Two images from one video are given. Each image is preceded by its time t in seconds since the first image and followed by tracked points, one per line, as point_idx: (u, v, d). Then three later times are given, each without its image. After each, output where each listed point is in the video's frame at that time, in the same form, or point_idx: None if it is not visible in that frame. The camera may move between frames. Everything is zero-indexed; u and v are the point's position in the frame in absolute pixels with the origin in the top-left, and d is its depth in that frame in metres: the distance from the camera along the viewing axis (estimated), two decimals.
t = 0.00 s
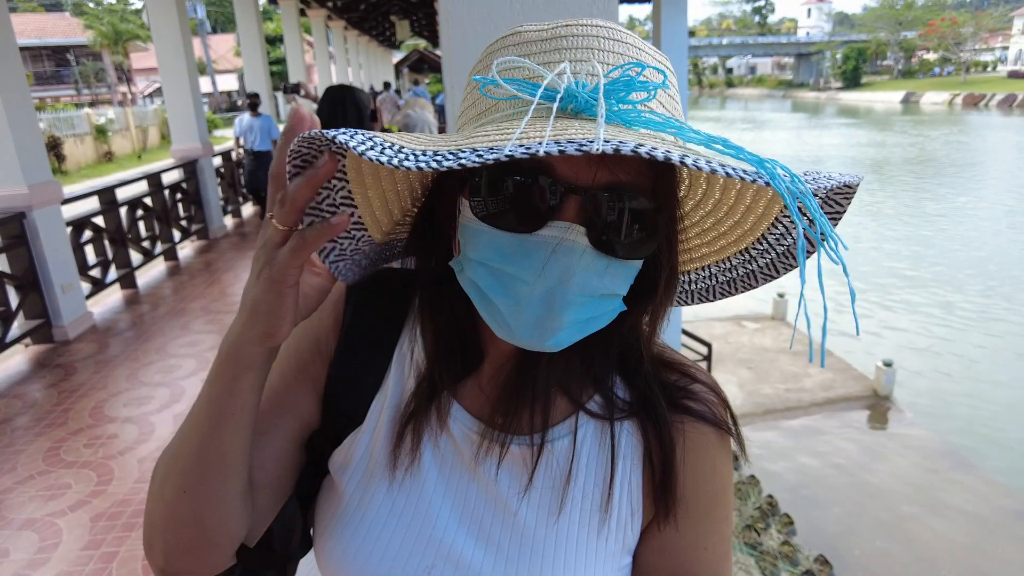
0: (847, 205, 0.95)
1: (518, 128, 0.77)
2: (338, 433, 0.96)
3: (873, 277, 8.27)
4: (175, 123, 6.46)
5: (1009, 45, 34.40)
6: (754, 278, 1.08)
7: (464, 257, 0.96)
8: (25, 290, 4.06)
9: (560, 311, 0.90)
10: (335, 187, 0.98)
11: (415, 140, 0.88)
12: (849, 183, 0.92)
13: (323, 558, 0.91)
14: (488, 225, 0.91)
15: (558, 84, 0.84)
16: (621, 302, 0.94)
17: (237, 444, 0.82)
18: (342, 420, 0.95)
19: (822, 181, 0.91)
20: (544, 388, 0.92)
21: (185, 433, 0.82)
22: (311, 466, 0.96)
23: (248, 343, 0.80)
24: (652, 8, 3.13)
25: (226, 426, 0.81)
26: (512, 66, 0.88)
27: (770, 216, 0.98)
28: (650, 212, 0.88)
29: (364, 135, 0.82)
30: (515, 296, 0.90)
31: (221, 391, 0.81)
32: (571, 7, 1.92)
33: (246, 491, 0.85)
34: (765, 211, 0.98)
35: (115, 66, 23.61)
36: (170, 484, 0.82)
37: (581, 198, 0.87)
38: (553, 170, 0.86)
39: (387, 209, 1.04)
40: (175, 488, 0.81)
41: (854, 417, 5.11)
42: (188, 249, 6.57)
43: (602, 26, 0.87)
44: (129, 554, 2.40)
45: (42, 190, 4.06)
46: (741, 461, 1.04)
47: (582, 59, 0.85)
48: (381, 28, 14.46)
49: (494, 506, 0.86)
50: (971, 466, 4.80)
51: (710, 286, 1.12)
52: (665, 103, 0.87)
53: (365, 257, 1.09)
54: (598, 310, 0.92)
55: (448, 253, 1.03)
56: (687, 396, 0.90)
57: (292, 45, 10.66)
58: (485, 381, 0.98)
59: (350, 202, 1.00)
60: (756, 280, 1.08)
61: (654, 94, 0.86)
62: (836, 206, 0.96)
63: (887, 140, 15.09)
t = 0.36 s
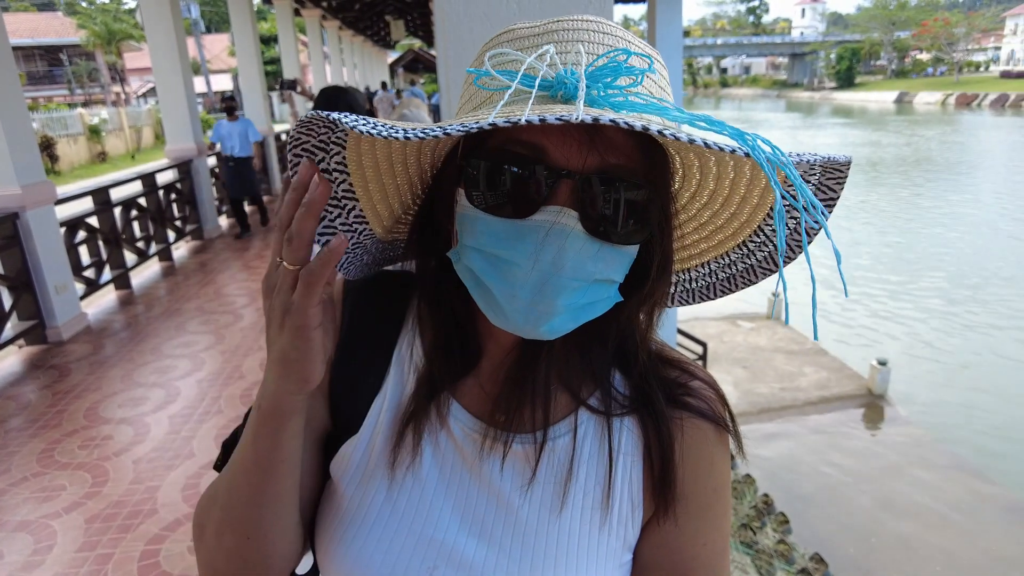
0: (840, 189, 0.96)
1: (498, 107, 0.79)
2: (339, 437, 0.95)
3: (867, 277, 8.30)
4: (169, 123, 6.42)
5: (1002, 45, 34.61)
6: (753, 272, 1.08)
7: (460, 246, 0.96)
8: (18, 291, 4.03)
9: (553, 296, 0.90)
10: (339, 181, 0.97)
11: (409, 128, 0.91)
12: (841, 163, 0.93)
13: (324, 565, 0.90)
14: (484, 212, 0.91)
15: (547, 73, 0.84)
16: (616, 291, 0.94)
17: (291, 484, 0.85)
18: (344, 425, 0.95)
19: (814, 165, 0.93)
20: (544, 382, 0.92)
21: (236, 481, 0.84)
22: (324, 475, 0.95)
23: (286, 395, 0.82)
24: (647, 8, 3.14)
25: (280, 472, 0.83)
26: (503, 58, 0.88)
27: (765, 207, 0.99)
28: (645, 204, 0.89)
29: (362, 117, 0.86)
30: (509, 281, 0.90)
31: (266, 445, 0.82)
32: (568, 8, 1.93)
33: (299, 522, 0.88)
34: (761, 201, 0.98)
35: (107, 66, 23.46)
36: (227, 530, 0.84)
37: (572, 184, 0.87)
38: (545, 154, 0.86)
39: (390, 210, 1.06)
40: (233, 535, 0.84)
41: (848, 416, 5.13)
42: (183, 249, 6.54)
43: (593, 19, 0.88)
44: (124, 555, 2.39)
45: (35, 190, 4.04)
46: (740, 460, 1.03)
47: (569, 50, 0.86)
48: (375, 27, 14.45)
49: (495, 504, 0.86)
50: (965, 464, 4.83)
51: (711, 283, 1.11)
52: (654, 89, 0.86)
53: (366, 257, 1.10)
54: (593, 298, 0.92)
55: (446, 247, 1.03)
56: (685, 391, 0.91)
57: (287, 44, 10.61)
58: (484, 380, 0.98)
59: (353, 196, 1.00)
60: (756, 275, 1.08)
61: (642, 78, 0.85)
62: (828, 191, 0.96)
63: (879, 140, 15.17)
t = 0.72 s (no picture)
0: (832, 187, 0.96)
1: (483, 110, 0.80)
2: (340, 437, 0.96)
3: (863, 276, 8.33)
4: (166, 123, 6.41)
5: (998, 45, 34.73)
6: (749, 271, 1.08)
7: (455, 246, 0.97)
8: (14, 292, 4.03)
9: (546, 295, 0.90)
10: (343, 191, 0.99)
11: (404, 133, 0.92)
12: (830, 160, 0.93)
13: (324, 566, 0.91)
14: (478, 213, 0.92)
15: (534, 75, 0.85)
16: (610, 289, 0.95)
17: (291, 488, 0.85)
18: (344, 424, 0.95)
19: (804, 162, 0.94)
20: (540, 380, 0.93)
21: (240, 480, 0.85)
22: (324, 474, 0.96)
23: (289, 396, 0.82)
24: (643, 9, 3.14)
25: (283, 474, 0.84)
26: (494, 62, 0.89)
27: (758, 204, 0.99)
28: (636, 204, 0.90)
29: (355, 129, 0.87)
30: (502, 281, 0.91)
31: (268, 445, 0.83)
32: (564, 12, 1.93)
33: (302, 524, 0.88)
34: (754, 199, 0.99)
35: (103, 66, 23.38)
36: (230, 529, 0.85)
37: (564, 183, 0.88)
38: (537, 155, 0.87)
39: (397, 215, 1.06)
40: (235, 533, 0.84)
41: (845, 415, 5.15)
42: (180, 249, 6.53)
43: (583, 23, 0.89)
44: (122, 556, 2.39)
45: (31, 191, 4.03)
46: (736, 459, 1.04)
47: (556, 52, 0.87)
48: (372, 28, 14.44)
49: (492, 502, 0.87)
50: (961, 463, 4.85)
51: (708, 282, 1.11)
52: (642, 91, 0.87)
53: (380, 267, 1.10)
54: (585, 296, 0.92)
55: (443, 248, 1.04)
56: (680, 390, 0.91)
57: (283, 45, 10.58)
58: (482, 380, 0.99)
59: (357, 206, 1.01)
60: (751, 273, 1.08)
61: (632, 79, 0.86)
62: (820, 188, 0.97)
63: (875, 141, 15.21)
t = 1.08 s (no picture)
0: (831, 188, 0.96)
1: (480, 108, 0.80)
2: (338, 436, 0.95)
3: (860, 276, 8.35)
4: (163, 123, 6.40)
5: (992, 46, 34.89)
6: (750, 270, 1.08)
7: (454, 244, 0.97)
8: (11, 292, 4.01)
9: (545, 293, 0.90)
10: (343, 189, 0.99)
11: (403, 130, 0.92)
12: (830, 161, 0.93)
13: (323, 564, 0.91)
14: (478, 211, 0.92)
15: (534, 72, 0.85)
16: (610, 288, 0.95)
17: (290, 484, 0.84)
18: (343, 423, 0.95)
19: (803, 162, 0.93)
20: (539, 378, 0.93)
21: (238, 477, 0.85)
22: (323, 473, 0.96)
23: (287, 393, 0.82)
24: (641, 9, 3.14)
25: (282, 471, 0.83)
26: (494, 59, 0.89)
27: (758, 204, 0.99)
28: (636, 203, 0.89)
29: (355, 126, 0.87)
30: (501, 279, 0.91)
31: (266, 440, 0.83)
32: (563, 11, 1.93)
33: (301, 521, 0.88)
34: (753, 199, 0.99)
35: (100, 66, 23.29)
36: (229, 526, 0.85)
37: (564, 181, 0.88)
38: (536, 154, 0.87)
39: (398, 213, 1.07)
40: (234, 530, 0.84)
41: (843, 414, 5.16)
42: (177, 250, 6.52)
43: (584, 21, 0.88)
44: (119, 557, 2.39)
45: (28, 191, 4.01)
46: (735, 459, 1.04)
47: (555, 50, 0.86)
48: (369, 28, 14.42)
49: (492, 500, 0.87)
50: (958, 462, 4.86)
51: (708, 281, 1.11)
52: (642, 89, 0.87)
53: (382, 266, 1.09)
54: (584, 294, 0.92)
55: (443, 246, 1.04)
56: (679, 389, 0.91)
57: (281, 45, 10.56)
58: (481, 378, 0.99)
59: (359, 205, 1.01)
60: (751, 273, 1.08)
61: (631, 78, 0.86)
62: (820, 189, 0.97)
63: (872, 141, 15.26)
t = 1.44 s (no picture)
0: (830, 192, 0.97)
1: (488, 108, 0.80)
2: (338, 437, 0.95)
3: (858, 276, 8.36)
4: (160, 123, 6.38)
5: (989, 46, 34.94)
6: (747, 273, 1.08)
7: (457, 244, 0.97)
8: (8, 293, 4.00)
9: (548, 295, 0.90)
10: (349, 193, 0.99)
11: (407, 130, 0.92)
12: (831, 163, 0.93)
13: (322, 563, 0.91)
14: (481, 212, 0.92)
15: (540, 74, 0.85)
16: (610, 289, 0.95)
17: (292, 486, 0.84)
18: (343, 423, 0.95)
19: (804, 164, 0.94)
20: (539, 377, 0.93)
21: (239, 478, 0.84)
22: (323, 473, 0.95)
23: (288, 395, 0.82)
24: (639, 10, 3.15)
25: (283, 473, 0.83)
26: (499, 60, 0.89)
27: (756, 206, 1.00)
28: (638, 204, 0.90)
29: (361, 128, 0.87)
30: (505, 278, 0.91)
31: (268, 440, 0.83)
32: (562, 11, 1.93)
33: (302, 523, 0.88)
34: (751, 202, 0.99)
35: (97, 66, 23.28)
36: (230, 527, 0.85)
37: (567, 182, 0.87)
38: (539, 155, 0.87)
39: (404, 215, 1.07)
40: (236, 531, 0.84)
41: (840, 414, 5.17)
42: (174, 250, 6.50)
43: (588, 24, 0.89)
44: (117, 558, 2.39)
45: (25, 192, 4.00)
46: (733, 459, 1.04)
47: (561, 52, 0.86)
48: (367, 28, 14.41)
49: (491, 500, 0.87)
50: (955, 461, 4.87)
51: (706, 284, 1.11)
52: (646, 91, 0.87)
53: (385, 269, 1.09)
54: (587, 295, 0.92)
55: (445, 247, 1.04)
56: (678, 388, 0.91)
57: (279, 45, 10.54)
58: (481, 379, 0.99)
59: (364, 208, 1.01)
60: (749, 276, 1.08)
61: (636, 80, 0.86)
62: (819, 192, 0.97)
63: (869, 141, 15.30)
